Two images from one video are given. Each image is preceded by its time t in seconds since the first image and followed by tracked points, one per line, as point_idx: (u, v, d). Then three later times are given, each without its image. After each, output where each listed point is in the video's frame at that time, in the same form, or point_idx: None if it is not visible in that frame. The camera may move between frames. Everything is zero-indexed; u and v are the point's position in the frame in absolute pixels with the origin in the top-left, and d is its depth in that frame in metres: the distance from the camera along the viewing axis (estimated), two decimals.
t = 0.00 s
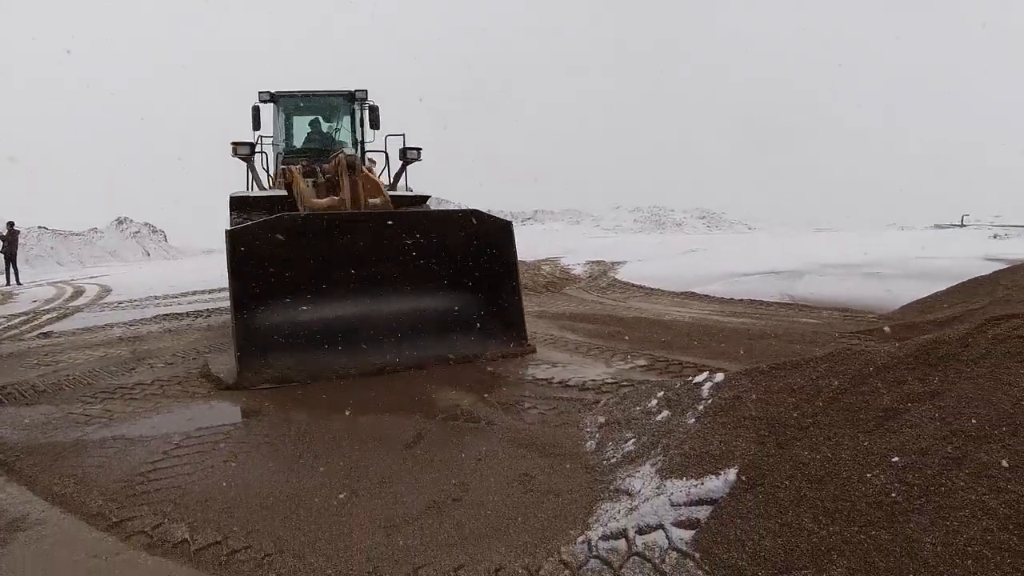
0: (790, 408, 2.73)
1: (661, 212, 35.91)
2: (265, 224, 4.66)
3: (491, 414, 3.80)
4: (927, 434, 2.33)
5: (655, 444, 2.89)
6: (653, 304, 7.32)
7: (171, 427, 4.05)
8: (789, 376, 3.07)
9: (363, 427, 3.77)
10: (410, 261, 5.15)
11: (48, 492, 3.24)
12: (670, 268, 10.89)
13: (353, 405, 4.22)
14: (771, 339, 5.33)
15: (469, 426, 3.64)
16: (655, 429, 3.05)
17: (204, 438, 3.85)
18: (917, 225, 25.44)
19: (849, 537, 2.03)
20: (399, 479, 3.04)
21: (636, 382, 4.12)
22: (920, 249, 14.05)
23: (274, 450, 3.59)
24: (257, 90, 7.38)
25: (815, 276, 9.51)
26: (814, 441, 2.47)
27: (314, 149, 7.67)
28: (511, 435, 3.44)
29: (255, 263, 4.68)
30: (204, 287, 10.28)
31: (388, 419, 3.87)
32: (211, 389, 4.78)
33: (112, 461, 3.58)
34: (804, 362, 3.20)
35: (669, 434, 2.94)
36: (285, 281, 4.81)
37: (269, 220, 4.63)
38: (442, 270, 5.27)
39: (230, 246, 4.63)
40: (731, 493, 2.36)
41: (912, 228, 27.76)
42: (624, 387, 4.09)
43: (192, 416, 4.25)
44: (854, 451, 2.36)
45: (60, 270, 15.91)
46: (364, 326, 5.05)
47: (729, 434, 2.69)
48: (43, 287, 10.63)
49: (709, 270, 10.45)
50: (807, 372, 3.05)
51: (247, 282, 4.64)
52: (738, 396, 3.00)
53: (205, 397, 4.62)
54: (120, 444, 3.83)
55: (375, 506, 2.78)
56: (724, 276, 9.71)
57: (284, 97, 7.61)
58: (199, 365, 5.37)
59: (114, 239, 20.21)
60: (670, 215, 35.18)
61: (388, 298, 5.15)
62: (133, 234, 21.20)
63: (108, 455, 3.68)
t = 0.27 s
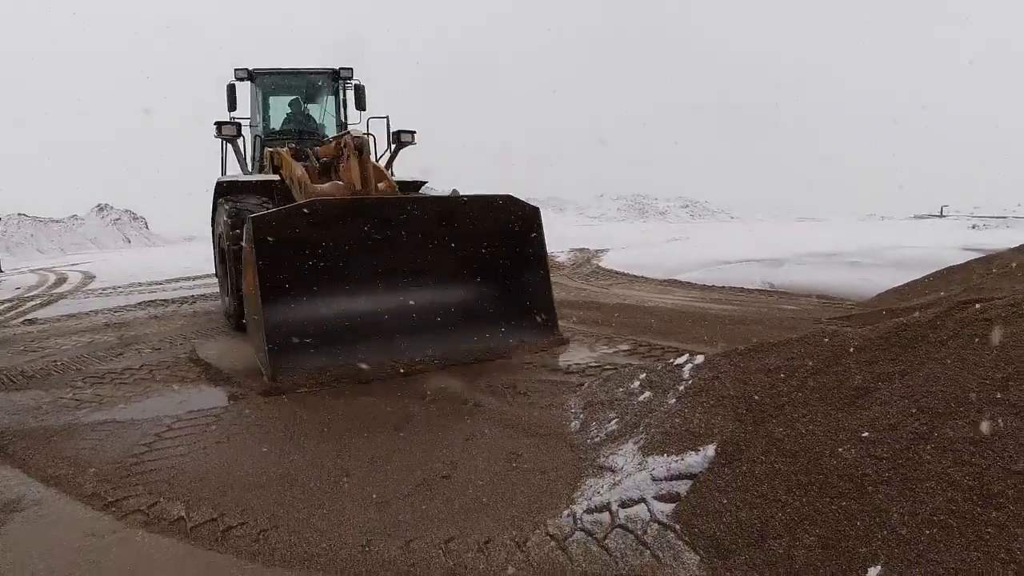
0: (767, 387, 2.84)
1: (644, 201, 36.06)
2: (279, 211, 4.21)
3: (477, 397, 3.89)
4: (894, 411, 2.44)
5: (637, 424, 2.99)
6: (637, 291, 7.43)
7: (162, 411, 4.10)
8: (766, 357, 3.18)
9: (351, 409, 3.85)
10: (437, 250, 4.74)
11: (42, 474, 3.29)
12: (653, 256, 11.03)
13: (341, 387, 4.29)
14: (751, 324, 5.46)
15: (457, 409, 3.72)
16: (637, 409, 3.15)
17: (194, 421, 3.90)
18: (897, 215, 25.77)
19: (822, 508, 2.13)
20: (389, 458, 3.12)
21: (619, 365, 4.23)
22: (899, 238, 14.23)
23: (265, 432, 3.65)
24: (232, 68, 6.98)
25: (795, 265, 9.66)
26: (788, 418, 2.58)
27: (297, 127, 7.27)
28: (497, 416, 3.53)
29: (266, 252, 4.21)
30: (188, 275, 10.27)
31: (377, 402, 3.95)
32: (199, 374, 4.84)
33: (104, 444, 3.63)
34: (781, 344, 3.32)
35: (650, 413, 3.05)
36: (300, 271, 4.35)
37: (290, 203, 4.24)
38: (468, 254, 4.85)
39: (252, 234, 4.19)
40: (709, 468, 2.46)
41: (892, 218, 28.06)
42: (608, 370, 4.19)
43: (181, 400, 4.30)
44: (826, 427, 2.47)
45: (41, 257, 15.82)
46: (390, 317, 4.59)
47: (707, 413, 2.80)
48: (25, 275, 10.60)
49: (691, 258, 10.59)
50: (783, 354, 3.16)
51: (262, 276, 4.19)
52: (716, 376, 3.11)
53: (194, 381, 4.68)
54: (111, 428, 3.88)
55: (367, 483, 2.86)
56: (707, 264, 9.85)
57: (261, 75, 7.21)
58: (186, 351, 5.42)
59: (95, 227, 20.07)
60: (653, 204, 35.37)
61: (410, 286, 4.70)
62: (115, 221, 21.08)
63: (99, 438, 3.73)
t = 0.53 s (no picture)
0: (748, 372, 2.92)
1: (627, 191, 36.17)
2: (326, 203, 3.79)
3: (466, 383, 3.95)
4: (871, 394, 2.53)
5: (623, 408, 3.07)
6: (621, 280, 7.52)
7: (153, 399, 4.14)
8: (748, 343, 3.26)
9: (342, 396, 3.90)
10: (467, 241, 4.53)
11: (36, 462, 3.33)
12: (637, 245, 11.12)
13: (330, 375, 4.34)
14: (734, 312, 5.56)
15: (445, 395, 3.78)
16: (623, 394, 3.23)
17: (185, 408, 3.95)
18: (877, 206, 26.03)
19: (801, 486, 2.22)
20: (380, 443, 3.18)
21: (605, 352, 4.31)
22: (880, 229, 14.42)
23: (256, 418, 3.70)
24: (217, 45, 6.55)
25: (777, 255, 9.79)
26: (769, 401, 2.67)
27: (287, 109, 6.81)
28: (486, 402, 3.60)
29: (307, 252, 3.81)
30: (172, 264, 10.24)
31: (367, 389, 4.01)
32: (189, 362, 4.87)
33: (96, 431, 3.67)
34: (763, 331, 3.40)
35: (636, 398, 3.13)
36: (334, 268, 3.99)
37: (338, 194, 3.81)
38: (490, 245, 4.64)
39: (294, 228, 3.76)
40: (693, 449, 2.54)
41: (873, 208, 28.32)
42: (594, 357, 4.27)
43: (172, 388, 4.34)
44: (805, 410, 2.56)
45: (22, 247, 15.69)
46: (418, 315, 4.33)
47: (691, 397, 2.88)
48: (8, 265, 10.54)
49: (675, 247, 10.68)
50: (765, 340, 3.24)
51: (307, 275, 3.78)
52: (700, 362, 3.19)
53: (183, 370, 4.71)
54: (103, 416, 3.91)
55: (360, 468, 2.92)
56: (690, 253, 9.95)
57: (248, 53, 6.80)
58: (174, 340, 5.45)
59: (76, 216, 19.90)
60: (637, 194, 35.49)
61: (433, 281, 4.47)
62: (96, 210, 20.92)
63: (91, 426, 3.77)
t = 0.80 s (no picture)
0: (724, 365, 3.00)
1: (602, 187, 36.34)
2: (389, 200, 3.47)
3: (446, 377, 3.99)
4: (842, 385, 2.62)
5: (602, 401, 3.13)
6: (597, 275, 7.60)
7: (133, 395, 4.14)
8: (724, 337, 3.34)
9: (323, 391, 3.92)
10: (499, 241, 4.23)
11: (18, 459, 3.32)
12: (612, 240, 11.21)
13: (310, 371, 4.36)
14: (708, 306, 5.65)
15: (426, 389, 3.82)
16: (602, 387, 3.29)
17: (165, 404, 3.95)
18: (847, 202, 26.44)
19: (775, 474, 2.29)
20: (364, 437, 3.22)
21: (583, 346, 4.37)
22: (849, 225, 14.67)
23: (238, 414, 3.71)
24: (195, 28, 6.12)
25: (750, 250, 9.93)
26: (745, 393, 2.75)
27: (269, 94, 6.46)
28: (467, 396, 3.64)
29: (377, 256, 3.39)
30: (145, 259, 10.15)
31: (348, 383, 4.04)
32: (168, 358, 4.86)
33: (77, 428, 3.67)
34: (738, 324, 3.48)
35: (615, 391, 3.19)
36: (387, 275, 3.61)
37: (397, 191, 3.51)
38: (523, 233, 4.29)
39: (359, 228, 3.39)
40: (671, 440, 2.61)
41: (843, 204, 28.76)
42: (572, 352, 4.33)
43: (151, 384, 4.34)
44: (779, 401, 2.65)
45: None
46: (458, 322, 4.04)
47: (669, 389, 2.95)
48: None
49: (649, 242, 10.79)
50: (740, 334, 3.32)
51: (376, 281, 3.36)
52: (677, 355, 3.27)
53: (160, 366, 4.71)
54: (83, 412, 3.90)
55: (345, 462, 2.95)
56: (665, 248, 10.06)
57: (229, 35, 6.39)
58: (151, 336, 5.43)
59: (44, 209, 19.60)
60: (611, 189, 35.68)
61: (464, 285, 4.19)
62: (65, 204, 20.62)
63: (71, 423, 3.76)
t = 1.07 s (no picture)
0: (693, 357, 3.07)
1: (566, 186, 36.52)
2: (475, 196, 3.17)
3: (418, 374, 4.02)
4: (808, 374, 2.70)
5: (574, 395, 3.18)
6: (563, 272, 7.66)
7: (101, 397, 4.10)
8: (693, 330, 3.41)
9: (295, 389, 3.92)
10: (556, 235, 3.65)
11: None
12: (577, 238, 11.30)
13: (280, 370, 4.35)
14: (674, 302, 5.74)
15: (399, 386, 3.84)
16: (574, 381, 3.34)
17: (135, 405, 3.91)
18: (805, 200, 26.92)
19: (745, 460, 2.37)
20: (339, 434, 3.23)
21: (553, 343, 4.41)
22: (808, 223, 14.95)
23: (210, 413, 3.70)
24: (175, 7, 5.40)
25: (712, 248, 10.09)
26: (714, 384, 2.82)
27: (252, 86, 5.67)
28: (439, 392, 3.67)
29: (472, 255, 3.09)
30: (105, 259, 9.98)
31: (320, 382, 4.04)
32: (135, 360, 4.81)
33: (45, 431, 3.62)
34: (706, 319, 3.55)
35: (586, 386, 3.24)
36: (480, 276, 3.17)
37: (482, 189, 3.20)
38: (552, 220, 3.58)
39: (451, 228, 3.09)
40: (644, 431, 2.68)
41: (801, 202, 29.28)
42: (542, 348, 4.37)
43: (119, 385, 4.29)
44: (748, 390, 2.72)
45: None
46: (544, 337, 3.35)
47: (640, 381, 3.01)
48: None
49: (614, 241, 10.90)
50: (707, 327, 3.39)
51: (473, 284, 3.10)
52: (648, 348, 3.33)
53: (127, 367, 4.65)
54: (50, 415, 3.86)
55: (322, 459, 2.96)
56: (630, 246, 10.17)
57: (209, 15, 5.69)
58: (116, 337, 5.36)
59: None
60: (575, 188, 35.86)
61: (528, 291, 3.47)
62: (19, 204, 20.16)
63: (38, 425, 3.71)
